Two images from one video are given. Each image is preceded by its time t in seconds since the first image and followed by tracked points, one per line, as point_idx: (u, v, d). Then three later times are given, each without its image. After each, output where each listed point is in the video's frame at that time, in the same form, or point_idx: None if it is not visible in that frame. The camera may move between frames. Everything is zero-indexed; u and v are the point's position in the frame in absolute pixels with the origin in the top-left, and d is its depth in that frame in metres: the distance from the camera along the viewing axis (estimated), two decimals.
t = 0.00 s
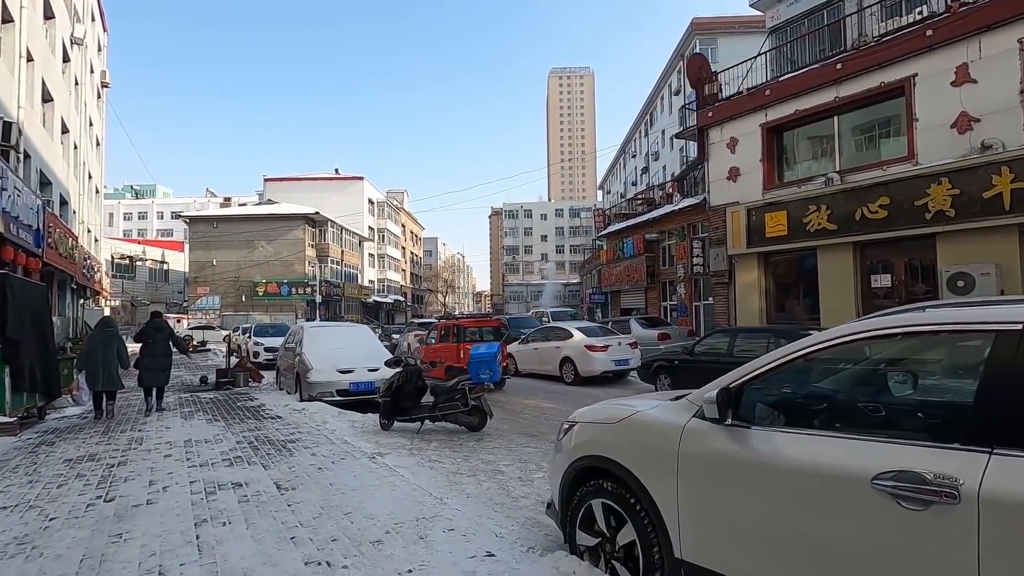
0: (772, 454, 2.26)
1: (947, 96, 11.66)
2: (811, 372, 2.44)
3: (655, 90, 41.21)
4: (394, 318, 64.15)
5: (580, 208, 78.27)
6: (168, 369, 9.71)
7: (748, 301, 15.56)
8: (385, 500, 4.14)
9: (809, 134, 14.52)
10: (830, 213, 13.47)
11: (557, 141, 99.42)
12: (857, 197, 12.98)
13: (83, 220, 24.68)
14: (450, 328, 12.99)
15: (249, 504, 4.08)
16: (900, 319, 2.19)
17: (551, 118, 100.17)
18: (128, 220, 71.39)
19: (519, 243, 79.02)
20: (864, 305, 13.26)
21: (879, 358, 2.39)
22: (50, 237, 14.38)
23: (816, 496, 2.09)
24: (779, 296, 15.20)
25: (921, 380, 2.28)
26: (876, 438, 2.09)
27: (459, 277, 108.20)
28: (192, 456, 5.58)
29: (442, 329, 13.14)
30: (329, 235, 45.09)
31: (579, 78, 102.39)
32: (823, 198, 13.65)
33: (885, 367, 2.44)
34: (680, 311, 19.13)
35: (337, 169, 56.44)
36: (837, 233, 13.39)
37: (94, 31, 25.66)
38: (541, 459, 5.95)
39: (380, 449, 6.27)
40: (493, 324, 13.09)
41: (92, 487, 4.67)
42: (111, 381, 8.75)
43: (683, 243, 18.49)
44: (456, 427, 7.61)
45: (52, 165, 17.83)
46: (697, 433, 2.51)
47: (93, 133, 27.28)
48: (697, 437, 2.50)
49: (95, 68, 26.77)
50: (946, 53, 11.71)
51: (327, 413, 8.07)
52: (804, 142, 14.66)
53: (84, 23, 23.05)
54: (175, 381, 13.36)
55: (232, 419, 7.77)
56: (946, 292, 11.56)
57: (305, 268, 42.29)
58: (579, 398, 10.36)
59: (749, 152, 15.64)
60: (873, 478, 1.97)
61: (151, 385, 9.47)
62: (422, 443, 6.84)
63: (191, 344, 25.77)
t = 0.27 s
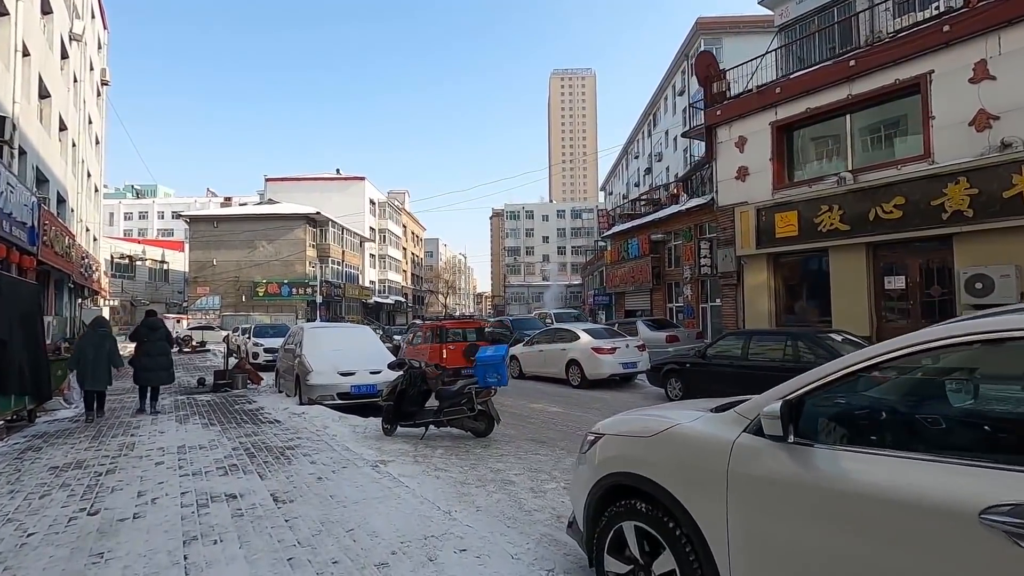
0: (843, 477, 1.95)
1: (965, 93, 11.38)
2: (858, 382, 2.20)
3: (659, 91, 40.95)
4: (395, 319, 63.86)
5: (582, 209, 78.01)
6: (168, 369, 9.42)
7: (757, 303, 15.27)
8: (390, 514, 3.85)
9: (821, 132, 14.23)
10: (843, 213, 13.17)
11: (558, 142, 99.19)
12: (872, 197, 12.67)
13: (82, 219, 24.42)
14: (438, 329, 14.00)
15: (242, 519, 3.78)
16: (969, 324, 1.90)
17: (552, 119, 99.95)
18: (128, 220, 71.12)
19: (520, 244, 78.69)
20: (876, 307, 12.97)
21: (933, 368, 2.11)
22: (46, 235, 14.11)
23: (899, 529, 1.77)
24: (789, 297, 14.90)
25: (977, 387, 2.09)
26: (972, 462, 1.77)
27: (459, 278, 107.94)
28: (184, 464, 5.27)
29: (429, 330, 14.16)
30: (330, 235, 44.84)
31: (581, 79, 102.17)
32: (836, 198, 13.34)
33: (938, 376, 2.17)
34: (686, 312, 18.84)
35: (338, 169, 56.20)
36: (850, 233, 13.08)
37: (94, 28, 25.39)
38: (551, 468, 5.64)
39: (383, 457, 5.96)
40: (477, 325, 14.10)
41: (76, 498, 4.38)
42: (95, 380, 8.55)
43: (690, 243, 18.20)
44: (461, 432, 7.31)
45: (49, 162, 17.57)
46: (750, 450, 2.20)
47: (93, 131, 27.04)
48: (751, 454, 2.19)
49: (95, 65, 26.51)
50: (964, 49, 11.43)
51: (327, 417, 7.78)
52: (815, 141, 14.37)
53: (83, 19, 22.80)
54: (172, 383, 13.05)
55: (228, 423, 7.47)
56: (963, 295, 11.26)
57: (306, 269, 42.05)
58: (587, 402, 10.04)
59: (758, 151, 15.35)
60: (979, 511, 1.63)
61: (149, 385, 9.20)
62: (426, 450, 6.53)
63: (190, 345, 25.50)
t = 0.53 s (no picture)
0: (929, 520, 1.64)
1: (980, 94, 11.11)
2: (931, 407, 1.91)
3: (661, 92, 40.69)
4: (394, 320, 63.49)
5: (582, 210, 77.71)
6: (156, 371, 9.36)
7: (764, 307, 14.97)
8: (391, 538, 3.54)
9: (830, 133, 13.96)
10: (853, 216, 12.88)
11: (558, 143, 98.92)
12: (883, 199, 12.40)
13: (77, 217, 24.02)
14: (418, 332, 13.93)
15: (230, 542, 3.47)
16: None
17: (553, 121, 99.69)
18: (127, 219, 70.77)
19: (520, 245, 78.31)
20: (887, 312, 12.68)
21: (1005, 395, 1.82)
22: (36, 233, 13.70)
23: None
24: (797, 301, 14.60)
25: None
26: None
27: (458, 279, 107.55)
28: (172, 476, 4.95)
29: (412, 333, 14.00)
30: (329, 235, 44.52)
31: (582, 81, 101.94)
32: (846, 199, 13.06)
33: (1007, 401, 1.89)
34: (690, 316, 18.54)
35: (337, 169, 55.85)
36: (861, 236, 12.80)
37: (91, 23, 24.99)
38: (561, 482, 5.33)
39: (382, 468, 5.64)
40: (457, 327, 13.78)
41: (53, 515, 4.06)
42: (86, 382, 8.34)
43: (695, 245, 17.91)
44: (464, 441, 6.99)
45: (42, 159, 17.18)
46: (813, 485, 1.90)
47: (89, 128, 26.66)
48: (815, 490, 1.89)
49: (92, 62, 26.12)
50: (979, 48, 11.17)
51: (324, 424, 7.45)
52: (824, 141, 14.09)
53: (79, 14, 22.42)
54: (165, 385, 12.73)
55: (221, 430, 7.14)
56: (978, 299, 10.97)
57: (305, 269, 41.73)
58: (593, 408, 9.73)
59: (766, 152, 15.06)
60: None
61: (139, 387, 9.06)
62: (428, 460, 6.21)
63: (186, 345, 25.12)
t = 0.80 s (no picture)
0: None
1: (997, 90, 10.87)
2: None
3: (663, 92, 40.47)
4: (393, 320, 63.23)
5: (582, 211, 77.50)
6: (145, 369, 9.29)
7: (772, 307, 14.73)
8: (399, 553, 3.28)
9: (840, 131, 13.71)
10: (865, 215, 12.65)
11: (557, 144, 98.68)
12: (896, 198, 12.17)
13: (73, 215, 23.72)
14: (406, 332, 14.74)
15: (226, 557, 3.21)
16: None
17: (552, 121, 99.43)
18: (125, 217, 70.39)
19: (520, 245, 78.00)
20: (899, 313, 12.44)
21: None
22: (31, 229, 13.48)
23: None
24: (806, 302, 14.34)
25: None
26: None
27: (458, 280, 107.36)
28: (166, 482, 4.69)
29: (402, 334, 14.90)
30: (329, 234, 44.26)
31: (582, 81, 101.75)
32: (857, 198, 12.83)
33: None
34: (696, 317, 18.31)
35: (337, 168, 55.55)
36: (872, 236, 12.56)
37: (88, 18, 24.63)
38: (575, 489, 5.07)
39: (387, 474, 5.38)
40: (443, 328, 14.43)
41: (36, 525, 3.79)
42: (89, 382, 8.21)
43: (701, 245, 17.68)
44: (471, 444, 6.73)
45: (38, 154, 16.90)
46: (901, 507, 1.67)
47: (86, 125, 26.37)
48: (904, 512, 1.66)
49: (89, 58, 25.82)
50: (996, 44, 10.92)
51: (325, 427, 7.18)
52: (834, 139, 13.84)
53: (77, 9, 22.12)
54: (162, 385, 12.46)
55: (218, 432, 6.87)
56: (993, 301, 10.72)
57: (304, 268, 41.50)
58: (601, 411, 9.48)
59: (775, 150, 14.82)
60: None
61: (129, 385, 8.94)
62: (434, 464, 5.95)
63: (184, 344, 24.84)
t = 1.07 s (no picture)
0: None
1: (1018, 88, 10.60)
2: None
3: (667, 92, 40.24)
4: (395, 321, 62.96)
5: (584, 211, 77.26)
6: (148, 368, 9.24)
7: (783, 309, 14.44)
8: None
9: (854, 130, 13.43)
10: (880, 215, 12.37)
11: (559, 144, 98.45)
12: (911, 198, 11.90)
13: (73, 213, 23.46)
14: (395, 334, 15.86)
15: None
16: None
17: (554, 122, 99.21)
18: (126, 216, 70.13)
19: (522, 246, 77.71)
20: (915, 316, 12.16)
21: None
22: (30, 227, 13.26)
23: None
24: (818, 304, 14.06)
25: None
26: None
27: (459, 280, 107.12)
28: (162, 492, 4.42)
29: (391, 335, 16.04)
30: (331, 234, 44.02)
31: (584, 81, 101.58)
32: (871, 198, 12.57)
33: None
34: (703, 318, 18.03)
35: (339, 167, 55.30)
36: (887, 236, 12.28)
37: (89, 14, 24.39)
38: (594, 500, 4.79)
39: (395, 483, 5.11)
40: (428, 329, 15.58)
41: (20, 541, 3.52)
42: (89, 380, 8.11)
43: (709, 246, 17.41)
44: (481, 451, 6.47)
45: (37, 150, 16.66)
46: None
47: (87, 122, 26.11)
48: None
49: (90, 55, 25.58)
50: (1017, 40, 10.66)
51: (329, 431, 6.91)
52: (847, 138, 13.57)
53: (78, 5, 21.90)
54: (160, 386, 12.19)
55: (218, 436, 6.60)
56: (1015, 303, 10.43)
57: (306, 267, 41.26)
58: (612, 415, 9.20)
59: (786, 149, 14.55)
60: None
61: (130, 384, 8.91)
62: (443, 472, 5.68)
63: (184, 344, 24.58)
